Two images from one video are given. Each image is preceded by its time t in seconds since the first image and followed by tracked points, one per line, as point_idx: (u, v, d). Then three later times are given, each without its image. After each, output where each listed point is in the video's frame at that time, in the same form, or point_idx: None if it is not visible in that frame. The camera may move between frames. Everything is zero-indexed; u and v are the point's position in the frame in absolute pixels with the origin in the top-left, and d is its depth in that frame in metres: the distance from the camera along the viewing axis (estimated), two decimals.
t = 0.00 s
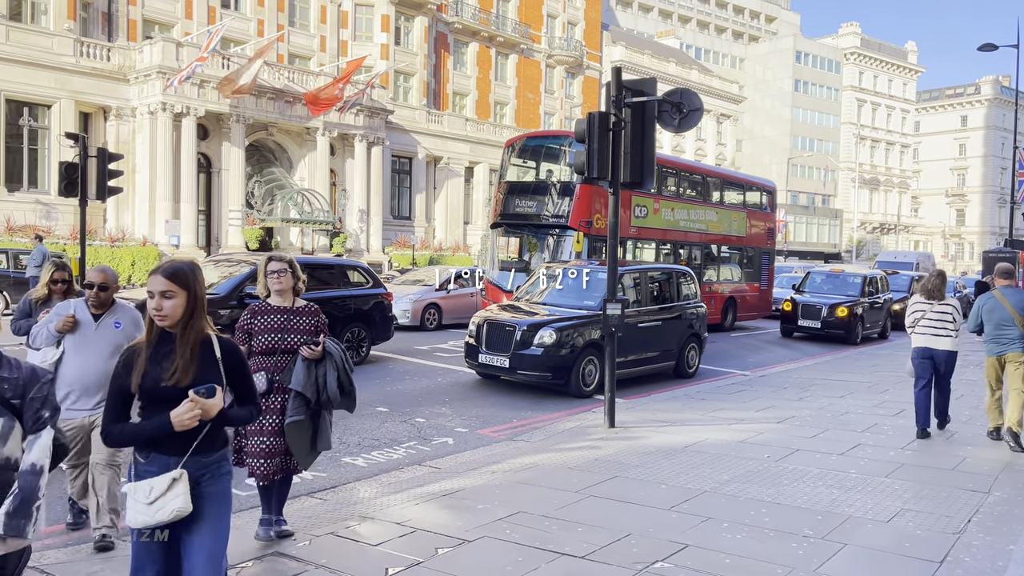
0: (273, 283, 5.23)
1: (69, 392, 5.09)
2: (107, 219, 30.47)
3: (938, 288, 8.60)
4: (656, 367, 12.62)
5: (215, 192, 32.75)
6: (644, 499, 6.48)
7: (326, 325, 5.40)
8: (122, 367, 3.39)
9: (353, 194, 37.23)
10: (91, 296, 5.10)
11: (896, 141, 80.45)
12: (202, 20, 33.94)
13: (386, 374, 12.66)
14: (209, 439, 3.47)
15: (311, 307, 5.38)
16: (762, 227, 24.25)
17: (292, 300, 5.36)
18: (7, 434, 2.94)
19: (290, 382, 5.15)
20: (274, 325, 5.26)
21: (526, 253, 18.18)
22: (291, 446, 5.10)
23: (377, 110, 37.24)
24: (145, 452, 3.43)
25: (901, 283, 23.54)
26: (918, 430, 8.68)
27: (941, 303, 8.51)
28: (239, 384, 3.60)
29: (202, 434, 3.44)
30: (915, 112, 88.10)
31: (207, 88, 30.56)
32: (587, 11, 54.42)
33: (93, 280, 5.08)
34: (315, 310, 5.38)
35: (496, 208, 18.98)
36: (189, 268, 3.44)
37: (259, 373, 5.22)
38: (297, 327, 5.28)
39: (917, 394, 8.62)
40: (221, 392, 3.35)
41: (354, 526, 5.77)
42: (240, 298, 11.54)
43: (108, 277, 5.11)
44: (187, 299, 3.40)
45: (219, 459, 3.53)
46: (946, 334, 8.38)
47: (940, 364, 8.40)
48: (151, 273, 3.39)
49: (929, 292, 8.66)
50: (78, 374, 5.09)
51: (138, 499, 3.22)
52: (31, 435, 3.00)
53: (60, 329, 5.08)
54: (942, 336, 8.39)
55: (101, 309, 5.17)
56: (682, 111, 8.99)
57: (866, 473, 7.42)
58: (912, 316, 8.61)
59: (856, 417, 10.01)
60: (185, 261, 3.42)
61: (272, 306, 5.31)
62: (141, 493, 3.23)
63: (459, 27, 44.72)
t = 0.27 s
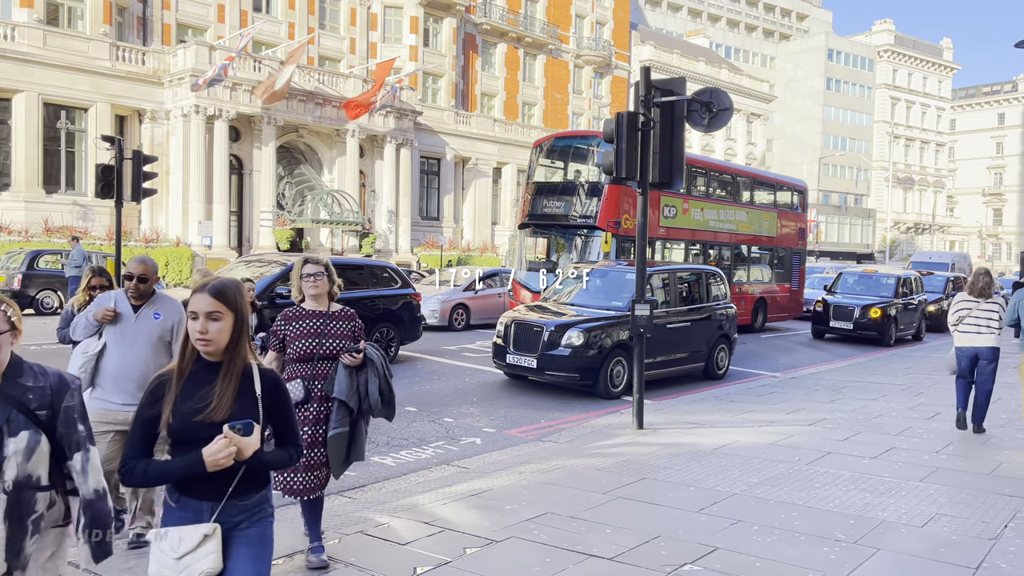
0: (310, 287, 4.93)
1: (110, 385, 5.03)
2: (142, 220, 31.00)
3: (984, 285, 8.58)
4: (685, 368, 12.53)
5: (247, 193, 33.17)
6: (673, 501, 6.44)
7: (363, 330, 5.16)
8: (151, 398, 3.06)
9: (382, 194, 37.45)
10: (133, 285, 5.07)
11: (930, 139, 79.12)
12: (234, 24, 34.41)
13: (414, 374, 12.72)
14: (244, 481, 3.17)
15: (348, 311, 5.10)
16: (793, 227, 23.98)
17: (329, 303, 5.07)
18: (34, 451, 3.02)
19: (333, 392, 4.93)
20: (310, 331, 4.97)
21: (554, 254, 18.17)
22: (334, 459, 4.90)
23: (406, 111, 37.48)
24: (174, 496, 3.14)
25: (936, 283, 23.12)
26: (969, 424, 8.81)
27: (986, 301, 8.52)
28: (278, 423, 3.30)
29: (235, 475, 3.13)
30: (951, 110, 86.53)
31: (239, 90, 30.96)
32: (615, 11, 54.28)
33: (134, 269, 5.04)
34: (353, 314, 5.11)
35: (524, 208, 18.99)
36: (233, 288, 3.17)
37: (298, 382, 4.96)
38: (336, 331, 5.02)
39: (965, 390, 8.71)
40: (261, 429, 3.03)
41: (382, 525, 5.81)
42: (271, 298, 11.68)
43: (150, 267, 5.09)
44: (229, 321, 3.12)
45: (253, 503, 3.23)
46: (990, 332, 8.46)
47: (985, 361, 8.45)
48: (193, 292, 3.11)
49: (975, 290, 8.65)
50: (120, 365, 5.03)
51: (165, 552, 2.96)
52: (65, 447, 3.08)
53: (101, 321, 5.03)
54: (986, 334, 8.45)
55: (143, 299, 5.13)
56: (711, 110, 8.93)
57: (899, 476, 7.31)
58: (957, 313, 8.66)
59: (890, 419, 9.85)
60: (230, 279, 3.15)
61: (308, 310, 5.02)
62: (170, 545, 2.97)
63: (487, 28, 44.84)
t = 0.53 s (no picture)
0: (344, 282, 4.90)
1: (138, 393, 5.05)
2: (171, 221, 31.41)
3: None
4: (711, 369, 12.44)
5: (273, 194, 33.46)
6: (698, 503, 6.39)
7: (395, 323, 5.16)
8: (181, 390, 2.89)
9: (407, 195, 37.57)
10: (162, 293, 5.11)
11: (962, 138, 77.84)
12: (261, 27, 34.76)
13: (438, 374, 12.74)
14: (280, 488, 2.94)
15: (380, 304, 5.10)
16: (820, 227, 23.72)
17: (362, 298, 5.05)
18: (71, 478, 2.90)
19: (374, 386, 4.90)
20: (345, 327, 4.96)
21: (578, 254, 18.12)
22: (383, 454, 4.86)
23: (430, 112, 37.59)
24: (202, 505, 2.94)
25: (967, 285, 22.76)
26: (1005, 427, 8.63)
27: None
28: (317, 423, 3.06)
29: (270, 482, 2.91)
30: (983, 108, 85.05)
31: (266, 92, 31.26)
32: (640, 10, 54.08)
33: (164, 276, 5.08)
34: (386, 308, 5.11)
35: (548, 209, 18.98)
36: (273, 272, 2.97)
37: (336, 379, 4.91)
38: (371, 325, 5.00)
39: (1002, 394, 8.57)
40: (300, 435, 2.78)
41: (407, 525, 5.83)
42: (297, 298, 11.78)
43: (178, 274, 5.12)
44: (268, 309, 2.92)
45: (288, 512, 3.02)
46: None
47: None
48: (230, 275, 2.92)
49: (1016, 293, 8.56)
50: (149, 374, 5.06)
51: (210, 560, 2.76)
52: (105, 470, 2.97)
53: (131, 328, 5.06)
54: None
55: (173, 306, 5.17)
56: (738, 110, 8.87)
57: (929, 480, 7.19)
58: (996, 316, 8.55)
59: (920, 423, 9.70)
60: (270, 263, 2.96)
61: (341, 306, 4.98)
62: (215, 554, 2.77)
63: (512, 29, 44.86)
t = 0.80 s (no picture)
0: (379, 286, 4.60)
1: (158, 385, 5.05)
2: (196, 222, 31.77)
3: None
4: (735, 371, 12.35)
5: (296, 194, 33.73)
6: (722, 505, 6.34)
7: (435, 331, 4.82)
8: (175, 432, 2.46)
9: (429, 196, 37.67)
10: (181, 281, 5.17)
11: (990, 136, 76.67)
12: (285, 29, 35.05)
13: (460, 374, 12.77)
14: (295, 547, 2.49)
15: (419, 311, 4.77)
16: (845, 227, 23.47)
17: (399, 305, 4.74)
18: (105, 506, 2.71)
19: (411, 401, 4.58)
20: (381, 336, 4.65)
21: (600, 255, 18.08)
22: (419, 477, 4.55)
23: (452, 113, 37.66)
24: (205, 566, 2.49)
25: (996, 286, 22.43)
26: None
27: None
28: (342, 465, 2.59)
29: (282, 542, 2.45)
30: (1012, 106, 83.73)
31: (289, 94, 31.49)
32: (663, 9, 53.85)
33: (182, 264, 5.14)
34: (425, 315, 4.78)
35: (570, 209, 18.94)
36: (278, 289, 2.50)
37: (369, 392, 4.61)
38: (408, 334, 4.68)
39: None
40: (304, 492, 2.33)
41: (430, 525, 5.83)
42: (321, 298, 11.85)
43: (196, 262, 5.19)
44: (273, 334, 2.46)
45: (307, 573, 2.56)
46: None
47: None
48: (228, 295, 2.46)
49: None
50: (168, 364, 5.06)
51: None
52: (140, 499, 2.76)
53: (148, 318, 5.09)
54: None
55: (191, 295, 5.22)
56: (762, 109, 8.81)
57: (959, 484, 7.08)
58: None
59: (948, 425, 9.57)
60: (274, 277, 2.51)
61: (377, 313, 4.69)
62: None
63: (534, 29, 44.86)
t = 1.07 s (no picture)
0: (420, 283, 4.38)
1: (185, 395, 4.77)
2: (218, 223, 32.07)
3: None
4: (756, 372, 12.26)
5: (317, 195, 33.95)
6: (743, 507, 6.30)
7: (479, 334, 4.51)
8: (143, 446, 2.10)
9: (448, 196, 37.75)
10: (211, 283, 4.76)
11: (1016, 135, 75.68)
12: (306, 30, 35.28)
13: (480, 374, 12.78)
14: None
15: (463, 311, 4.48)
16: (868, 227, 23.25)
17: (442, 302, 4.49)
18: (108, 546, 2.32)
19: (448, 408, 4.25)
20: (421, 334, 4.37)
21: (620, 255, 18.04)
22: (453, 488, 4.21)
23: (472, 114, 37.70)
24: None
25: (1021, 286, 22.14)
26: None
27: None
28: (338, 483, 2.17)
29: None
30: None
31: (310, 95, 31.66)
32: (684, 8, 53.65)
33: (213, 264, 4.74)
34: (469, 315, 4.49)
35: (590, 209, 18.90)
36: (253, 269, 2.08)
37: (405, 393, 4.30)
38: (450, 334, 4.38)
39: None
40: (290, 515, 1.91)
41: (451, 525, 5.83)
42: (341, 298, 11.90)
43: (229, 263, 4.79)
44: (247, 325, 2.06)
45: None
46: None
47: None
48: (195, 280, 2.06)
49: None
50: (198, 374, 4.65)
51: None
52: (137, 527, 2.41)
53: (174, 325, 4.82)
54: None
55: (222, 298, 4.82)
56: (784, 108, 8.75)
57: (985, 488, 6.98)
58: None
59: (974, 427, 9.44)
60: (252, 256, 2.10)
61: (418, 310, 4.44)
62: None
63: (553, 29, 44.86)
